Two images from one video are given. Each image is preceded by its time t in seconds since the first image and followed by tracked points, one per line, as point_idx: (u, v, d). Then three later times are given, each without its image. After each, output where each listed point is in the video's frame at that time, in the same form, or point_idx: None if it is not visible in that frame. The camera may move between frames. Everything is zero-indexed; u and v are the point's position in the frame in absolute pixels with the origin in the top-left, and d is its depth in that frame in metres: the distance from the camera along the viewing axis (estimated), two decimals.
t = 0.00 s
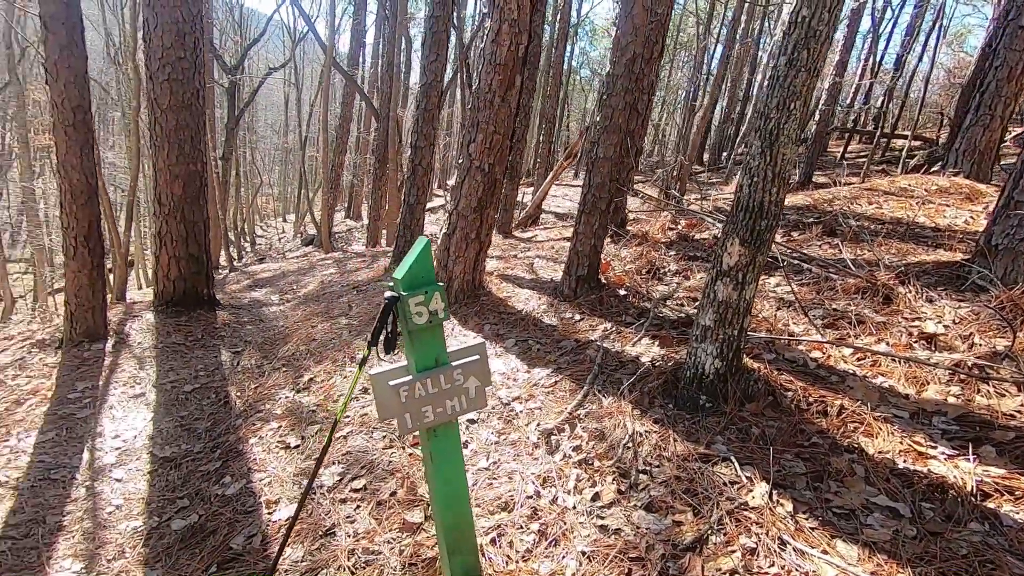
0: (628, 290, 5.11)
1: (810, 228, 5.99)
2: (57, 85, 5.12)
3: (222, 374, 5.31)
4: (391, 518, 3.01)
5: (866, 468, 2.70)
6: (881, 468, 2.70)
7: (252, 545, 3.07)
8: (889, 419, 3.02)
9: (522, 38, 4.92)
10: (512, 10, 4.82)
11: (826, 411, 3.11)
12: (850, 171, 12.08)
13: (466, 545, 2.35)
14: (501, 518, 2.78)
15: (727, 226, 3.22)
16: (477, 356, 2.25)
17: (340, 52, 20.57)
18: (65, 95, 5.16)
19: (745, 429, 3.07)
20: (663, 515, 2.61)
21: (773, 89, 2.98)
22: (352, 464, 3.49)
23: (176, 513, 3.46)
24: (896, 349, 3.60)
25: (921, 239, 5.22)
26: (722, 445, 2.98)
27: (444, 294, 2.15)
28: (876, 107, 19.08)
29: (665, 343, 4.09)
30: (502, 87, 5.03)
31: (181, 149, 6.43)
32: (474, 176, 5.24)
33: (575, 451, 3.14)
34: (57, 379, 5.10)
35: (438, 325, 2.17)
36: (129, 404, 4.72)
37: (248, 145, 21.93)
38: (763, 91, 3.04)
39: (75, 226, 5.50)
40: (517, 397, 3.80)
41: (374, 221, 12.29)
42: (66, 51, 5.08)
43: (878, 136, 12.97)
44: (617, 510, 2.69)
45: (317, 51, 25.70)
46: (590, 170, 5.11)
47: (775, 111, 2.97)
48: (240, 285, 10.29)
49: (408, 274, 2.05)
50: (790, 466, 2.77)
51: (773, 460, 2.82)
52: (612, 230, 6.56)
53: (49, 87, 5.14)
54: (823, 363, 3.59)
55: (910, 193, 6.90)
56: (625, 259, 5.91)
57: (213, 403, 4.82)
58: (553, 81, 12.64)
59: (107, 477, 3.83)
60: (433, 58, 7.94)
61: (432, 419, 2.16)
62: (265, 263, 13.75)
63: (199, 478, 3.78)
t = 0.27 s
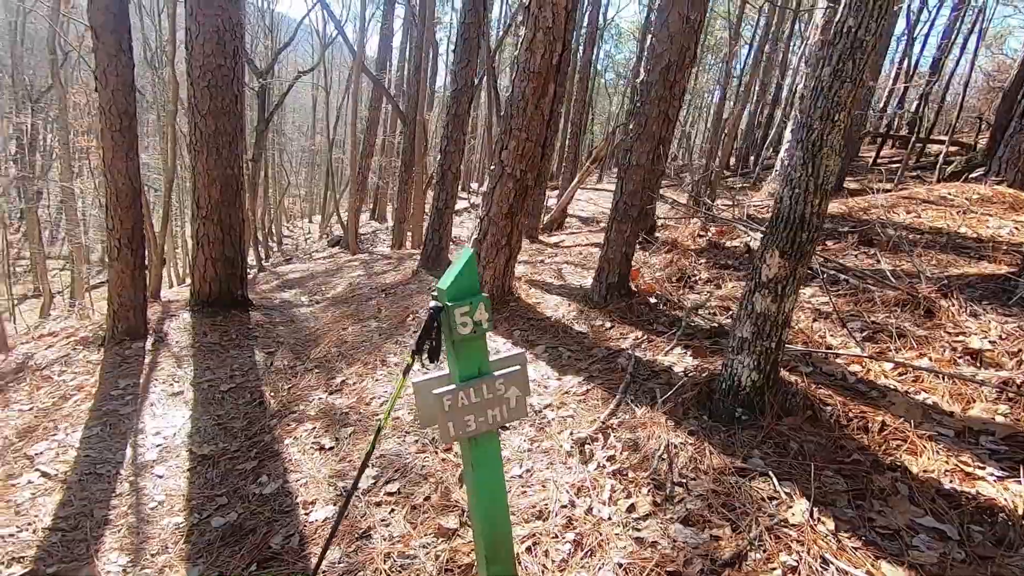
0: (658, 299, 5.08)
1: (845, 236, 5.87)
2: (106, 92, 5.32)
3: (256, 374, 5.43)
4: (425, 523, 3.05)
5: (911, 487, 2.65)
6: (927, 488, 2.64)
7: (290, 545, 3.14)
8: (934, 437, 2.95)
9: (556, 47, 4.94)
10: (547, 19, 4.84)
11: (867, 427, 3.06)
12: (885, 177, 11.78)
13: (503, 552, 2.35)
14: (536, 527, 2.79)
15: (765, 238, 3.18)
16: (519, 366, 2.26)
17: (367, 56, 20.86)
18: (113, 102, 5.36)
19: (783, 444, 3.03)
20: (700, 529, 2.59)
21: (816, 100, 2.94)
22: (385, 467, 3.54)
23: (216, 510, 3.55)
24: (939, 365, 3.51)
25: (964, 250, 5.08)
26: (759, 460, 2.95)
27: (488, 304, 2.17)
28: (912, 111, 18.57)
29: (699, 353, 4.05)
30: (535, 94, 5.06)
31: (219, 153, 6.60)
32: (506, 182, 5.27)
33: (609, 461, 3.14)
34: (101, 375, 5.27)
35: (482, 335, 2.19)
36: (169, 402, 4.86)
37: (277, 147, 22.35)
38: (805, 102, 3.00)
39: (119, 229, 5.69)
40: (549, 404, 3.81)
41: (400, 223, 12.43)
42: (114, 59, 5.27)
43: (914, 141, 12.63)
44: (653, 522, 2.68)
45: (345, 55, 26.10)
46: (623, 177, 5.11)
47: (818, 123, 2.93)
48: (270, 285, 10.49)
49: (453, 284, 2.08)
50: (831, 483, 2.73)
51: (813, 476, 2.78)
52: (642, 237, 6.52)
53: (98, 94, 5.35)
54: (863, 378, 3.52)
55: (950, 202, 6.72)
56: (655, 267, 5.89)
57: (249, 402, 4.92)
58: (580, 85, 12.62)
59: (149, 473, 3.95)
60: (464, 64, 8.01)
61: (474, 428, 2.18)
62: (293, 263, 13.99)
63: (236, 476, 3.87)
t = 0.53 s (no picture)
0: (692, 314, 5.04)
1: (887, 254, 5.72)
2: (158, 101, 5.55)
3: (291, 377, 5.54)
4: (458, 533, 3.07)
5: (959, 518, 2.57)
6: (977, 520, 2.55)
7: (326, 549, 3.19)
8: (984, 466, 2.85)
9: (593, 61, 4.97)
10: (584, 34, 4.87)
11: (912, 454, 2.97)
12: (925, 192, 11.43)
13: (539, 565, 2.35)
14: (570, 542, 2.78)
15: (807, 256, 3.13)
16: (558, 381, 2.28)
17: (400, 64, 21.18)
18: (164, 111, 5.58)
19: (823, 468, 2.97)
20: (738, 552, 2.56)
21: (863, 118, 2.89)
22: (417, 475, 3.57)
23: (253, 511, 3.63)
24: (988, 391, 3.40)
25: (1013, 272, 4.90)
26: (798, 483, 2.89)
27: (530, 320, 2.19)
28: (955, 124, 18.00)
29: (734, 371, 4.00)
30: (571, 107, 5.09)
31: (261, 161, 6.80)
32: (540, 194, 5.30)
33: (643, 478, 3.12)
34: (144, 374, 5.46)
35: (523, 351, 2.21)
36: (208, 402, 5.00)
37: (310, 153, 22.85)
38: (852, 119, 2.96)
39: (166, 233, 5.91)
40: (581, 417, 3.80)
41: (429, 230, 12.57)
42: (168, 70, 5.50)
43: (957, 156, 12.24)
44: (689, 543, 2.66)
45: (378, 64, 26.58)
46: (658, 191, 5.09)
47: (865, 141, 2.88)
48: (301, 289, 10.69)
49: (498, 299, 2.11)
50: (875, 510, 2.66)
51: (855, 502, 2.71)
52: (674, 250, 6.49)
53: (152, 103, 5.58)
54: (906, 402, 3.43)
55: (998, 220, 6.49)
56: (687, 281, 5.84)
57: (283, 404, 5.03)
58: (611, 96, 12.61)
59: (189, 472, 4.06)
60: (498, 75, 8.10)
61: (514, 442, 2.19)
62: (324, 267, 14.25)
63: (272, 478, 3.96)
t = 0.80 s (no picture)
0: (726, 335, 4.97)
1: (930, 277, 5.55)
2: (206, 117, 5.80)
3: (323, 386, 5.64)
4: (490, 550, 3.08)
5: (1013, 557, 2.46)
6: None
7: (358, 559, 3.23)
8: None
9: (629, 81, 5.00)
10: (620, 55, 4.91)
11: (961, 488, 2.86)
12: (970, 212, 11.04)
13: None
14: (603, 563, 2.76)
15: (850, 280, 3.07)
16: (595, 403, 2.28)
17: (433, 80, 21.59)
18: (212, 127, 5.83)
19: (866, 499, 2.88)
20: None
21: (909, 141, 2.84)
22: (448, 490, 3.59)
23: (287, 518, 3.70)
24: None
25: None
26: (840, 513, 2.82)
27: (569, 340, 2.21)
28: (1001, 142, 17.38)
29: (771, 395, 3.92)
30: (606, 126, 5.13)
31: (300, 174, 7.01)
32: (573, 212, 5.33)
33: (677, 501, 3.07)
34: (185, 380, 5.64)
35: (561, 370, 2.22)
36: (245, 409, 5.12)
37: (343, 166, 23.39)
38: (897, 142, 2.90)
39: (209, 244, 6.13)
40: (613, 437, 3.77)
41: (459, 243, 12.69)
42: (216, 87, 5.75)
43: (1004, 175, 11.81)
44: (726, 571, 2.60)
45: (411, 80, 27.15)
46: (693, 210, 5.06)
47: (911, 164, 2.82)
48: (333, 299, 10.89)
49: (537, 317, 2.14)
50: (922, 545, 2.57)
51: (900, 537, 2.62)
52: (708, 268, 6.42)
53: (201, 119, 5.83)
54: (954, 432, 3.31)
55: None
56: (721, 301, 5.77)
57: (316, 413, 5.12)
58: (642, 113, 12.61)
59: (226, 477, 4.16)
60: (532, 92, 8.18)
61: (550, 461, 2.19)
62: (354, 278, 14.51)
63: (306, 486, 4.03)
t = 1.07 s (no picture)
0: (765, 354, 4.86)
1: (983, 300, 5.33)
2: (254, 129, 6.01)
3: (358, 394, 5.73)
4: (524, 565, 3.06)
5: None
6: None
7: (393, 568, 3.26)
8: None
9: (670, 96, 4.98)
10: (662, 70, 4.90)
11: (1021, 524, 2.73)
12: None
13: None
14: None
15: (901, 303, 2.97)
16: (638, 422, 2.27)
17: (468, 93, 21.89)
18: (259, 138, 6.03)
19: (918, 530, 2.78)
20: None
21: (967, 161, 2.75)
22: (483, 503, 3.59)
23: (324, 524, 3.77)
24: None
25: None
26: (889, 544, 2.72)
27: (614, 358, 2.21)
28: None
29: (814, 419, 3.82)
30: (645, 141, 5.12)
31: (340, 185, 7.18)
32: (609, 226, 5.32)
33: (717, 524, 3.01)
34: (226, 383, 5.81)
35: (605, 388, 2.22)
36: (283, 414, 5.24)
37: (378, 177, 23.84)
38: (954, 162, 2.82)
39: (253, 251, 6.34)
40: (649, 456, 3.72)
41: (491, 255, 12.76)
42: (264, 101, 5.96)
43: None
44: None
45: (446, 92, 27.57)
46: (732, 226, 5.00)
47: (969, 184, 2.73)
48: (366, 307, 11.07)
49: (583, 335, 2.15)
50: None
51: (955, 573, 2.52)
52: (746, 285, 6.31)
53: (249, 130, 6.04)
54: (1011, 464, 3.17)
55: None
56: (760, 320, 5.67)
57: (351, 420, 5.20)
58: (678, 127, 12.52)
59: (265, 481, 4.26)
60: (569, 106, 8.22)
61: (591, 479, 2.18)
62: (386, 287, 14.72)
63: (342, 493, 4.09)
